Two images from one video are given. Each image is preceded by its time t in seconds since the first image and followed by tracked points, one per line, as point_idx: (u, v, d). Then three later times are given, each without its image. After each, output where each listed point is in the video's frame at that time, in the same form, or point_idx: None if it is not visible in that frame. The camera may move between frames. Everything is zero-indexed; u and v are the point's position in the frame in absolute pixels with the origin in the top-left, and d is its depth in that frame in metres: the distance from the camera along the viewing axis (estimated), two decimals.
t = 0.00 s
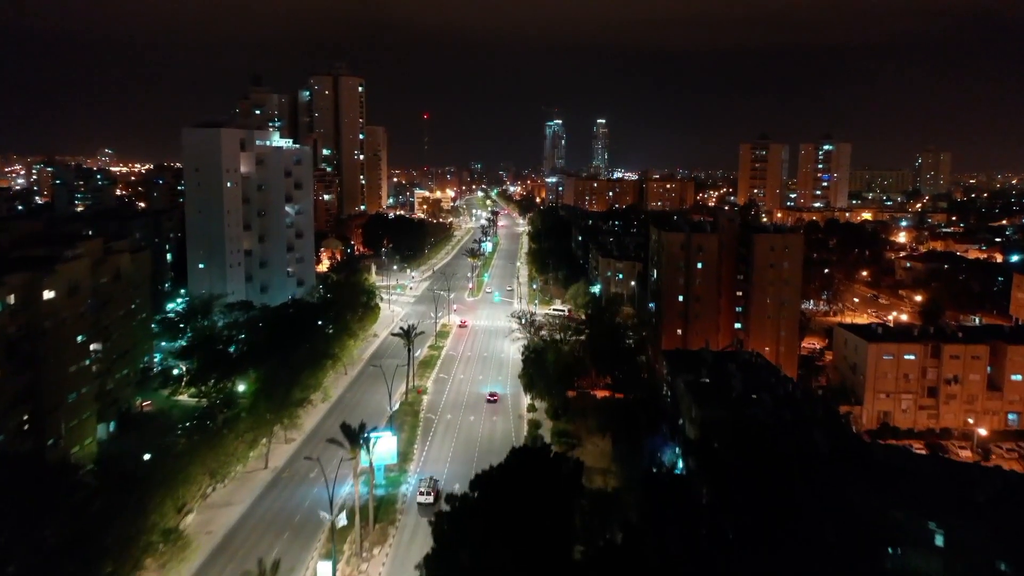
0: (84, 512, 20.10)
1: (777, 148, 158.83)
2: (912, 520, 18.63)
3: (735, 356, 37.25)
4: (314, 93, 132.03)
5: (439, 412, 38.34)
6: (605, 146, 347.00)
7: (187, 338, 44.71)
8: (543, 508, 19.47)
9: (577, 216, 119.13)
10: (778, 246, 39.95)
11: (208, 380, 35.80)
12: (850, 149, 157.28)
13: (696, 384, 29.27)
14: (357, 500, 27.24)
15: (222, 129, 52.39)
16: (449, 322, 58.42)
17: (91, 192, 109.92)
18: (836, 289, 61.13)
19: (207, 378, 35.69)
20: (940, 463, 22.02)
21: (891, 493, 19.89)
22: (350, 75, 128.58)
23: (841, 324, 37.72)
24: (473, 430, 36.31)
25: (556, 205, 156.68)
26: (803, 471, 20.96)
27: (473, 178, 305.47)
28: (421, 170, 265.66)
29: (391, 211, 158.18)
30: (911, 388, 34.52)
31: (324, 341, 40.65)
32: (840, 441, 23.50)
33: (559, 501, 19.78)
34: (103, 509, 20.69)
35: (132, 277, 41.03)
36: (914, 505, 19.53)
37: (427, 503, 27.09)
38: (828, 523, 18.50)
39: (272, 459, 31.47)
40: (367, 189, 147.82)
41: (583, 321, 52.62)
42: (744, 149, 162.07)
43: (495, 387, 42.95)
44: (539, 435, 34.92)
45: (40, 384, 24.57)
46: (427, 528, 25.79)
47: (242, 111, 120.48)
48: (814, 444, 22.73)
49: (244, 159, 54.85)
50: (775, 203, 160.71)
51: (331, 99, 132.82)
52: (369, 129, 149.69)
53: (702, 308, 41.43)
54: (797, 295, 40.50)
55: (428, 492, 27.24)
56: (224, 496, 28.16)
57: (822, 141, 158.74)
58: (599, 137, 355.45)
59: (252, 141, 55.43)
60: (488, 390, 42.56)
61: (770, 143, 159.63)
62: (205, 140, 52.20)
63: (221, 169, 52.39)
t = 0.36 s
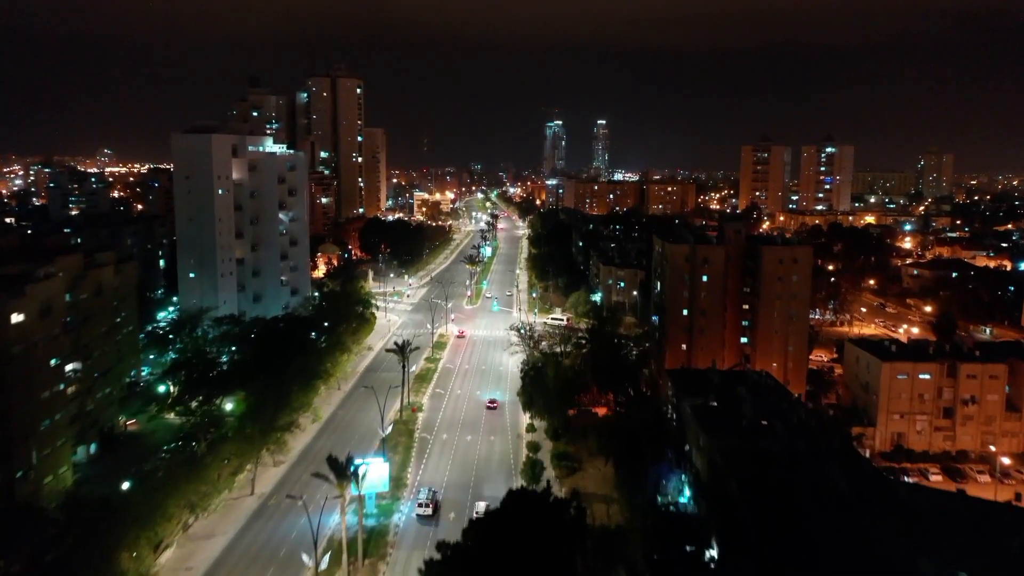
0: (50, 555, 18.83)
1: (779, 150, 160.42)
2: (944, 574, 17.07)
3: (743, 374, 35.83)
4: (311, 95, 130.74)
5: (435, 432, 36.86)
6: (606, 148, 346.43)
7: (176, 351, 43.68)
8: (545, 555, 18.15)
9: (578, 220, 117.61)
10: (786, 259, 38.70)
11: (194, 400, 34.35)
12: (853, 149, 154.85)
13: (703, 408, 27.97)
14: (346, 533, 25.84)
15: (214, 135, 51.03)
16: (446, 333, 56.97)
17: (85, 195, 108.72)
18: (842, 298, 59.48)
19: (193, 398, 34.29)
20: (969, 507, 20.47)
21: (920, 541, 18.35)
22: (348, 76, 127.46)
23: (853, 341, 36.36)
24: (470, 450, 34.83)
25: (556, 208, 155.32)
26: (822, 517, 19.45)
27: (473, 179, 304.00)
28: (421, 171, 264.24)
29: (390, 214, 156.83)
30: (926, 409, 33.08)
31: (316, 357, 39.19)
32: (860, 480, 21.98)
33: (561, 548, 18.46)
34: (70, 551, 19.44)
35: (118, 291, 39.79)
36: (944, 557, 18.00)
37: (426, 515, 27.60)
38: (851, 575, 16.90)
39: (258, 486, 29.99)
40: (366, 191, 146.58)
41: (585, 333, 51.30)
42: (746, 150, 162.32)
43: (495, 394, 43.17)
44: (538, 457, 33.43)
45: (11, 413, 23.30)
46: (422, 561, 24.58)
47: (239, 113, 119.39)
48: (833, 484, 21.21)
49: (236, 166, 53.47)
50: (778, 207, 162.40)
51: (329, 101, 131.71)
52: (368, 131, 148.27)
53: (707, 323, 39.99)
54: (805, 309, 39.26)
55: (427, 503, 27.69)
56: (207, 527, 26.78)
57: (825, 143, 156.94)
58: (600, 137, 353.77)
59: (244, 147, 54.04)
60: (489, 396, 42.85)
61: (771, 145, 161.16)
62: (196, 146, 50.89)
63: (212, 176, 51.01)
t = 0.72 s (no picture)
0: None
1: (781, 152, 159.41)
2: None
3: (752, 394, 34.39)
4: (310, 97, 129.57)
5: (430, 453, 35.39)
6: (607, 149, 345.37)
7: (163, 364, 44.25)
8: None
9: (579, 224, 116.00)
10: (796, 272, 37.31)
11: (178, 422, 33.00)
12: (856, 152, 154.09)
13: (712, 434, 26.61)
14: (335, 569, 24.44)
15: (205, 141, 49.58)
16: (444, 344, 55.53)
17: (80, 198, 107.39)
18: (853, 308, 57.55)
19: (177, 418, 32.94)
20: (1001, 549, 19.06)
21: None
22: (346, 78, 126.30)
23: (866, 359, 34.99)
24: (467, 473, 33.31)
25: (557, 211, 154.17)
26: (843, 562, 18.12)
27: (473, 181, 302.63)
28: (421, 172, 263.07)
29: (389, 216, 155.47)
30: (944, 431, 31.70)
31: (308, 374, 37.80)
32: (881, 517, 20.62)
33: None
34: None
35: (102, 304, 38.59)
36: None
37: (425, 525, 27.65)
38: None
39: (244, 514, 28.64)
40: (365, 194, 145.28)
41: (587, 345, 49.99)
42: (748, 152, 161.96)
43: (495, 399, 43.41)
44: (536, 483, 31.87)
45: None
46: None
47: (236, 115, 118.34)
48: (853, 523, 19.85)
49: (228, 172, 52.08)
50: (780, 209, 160.63)
51: (327, 102, 130.48)
52: (366, 133, 146.62)
53: (714, 338, 38.49)
54: (816, 325, 37.87)
55: (427, 514, 27.81)
56: (188, 561, 25.41)
57: (828, 146, 155.67)
58: (601, 138, 352.41)
59: (237, 153, 52.58)
60: (489, 401, 43.11)
61: (773, 149, 161.01)
62: (187, 152, 49.48)
63: (203, 183, 49.66)
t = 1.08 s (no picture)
0: None
1: (784, 154, 158.43)
2: None
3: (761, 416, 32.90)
4: (308, 98, 128.16)
5: (427, 475, 33.91)
6: (607, 150, 344.21)
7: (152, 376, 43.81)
8: None
9: (580, 228, 114.46)
10: (807, 286, 35.99)
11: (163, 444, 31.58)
12: (859, 155, 152.67)
13: (723, 462, 25.24)
14: None
15: (197, 148, 48.27)
16: (442, 355, 54.08)
17: (75, 201, 105.90)
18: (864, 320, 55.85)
19: (162, 441, 31.54)
20: None
21: None
22: (345, 80, 124.94)
23: (881, 378, 33.57)
24: (465, 498, 31.75)
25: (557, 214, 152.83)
26: None
27: (473, 182, 301.02)
28: (421, 174, 261.88)
29: (388, 219, 154.01)
30: (964, 456, 30.26)
31: (300, 392, 36.38)
32: (908, 559, 19.19)
33: None
34: None
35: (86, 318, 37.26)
36: None
37: (427, 537, 27.84)
38: None
39: (229, 546, 27.23)
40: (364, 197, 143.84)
41: (589, 357, 48.57)
42: (749, 154, 161.95)
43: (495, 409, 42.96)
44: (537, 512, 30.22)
45: None
46: None
47: (233, 117, 117.14)
48: (878, 567, 18.45)
49: (220, 179, 50.72)
50: (782, 212, 157.33)
51: (326, 104, 129.07)
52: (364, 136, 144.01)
53: (722, 354, 37.07)
54: (828, 341, 36.47)
55: (428, 526, 27.99)
56: None
57: (830, 148, 154.17)
58: (602, 138, 351.18)
59: (229, 159, 51.24)
60: (489, 407, 43.44)
61: (775, 150, 160.21)
62: (178, 159, 48.14)
63: (194, 190, 48.24)
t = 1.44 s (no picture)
0: None
1: (787, 157, 157.17)
2: None
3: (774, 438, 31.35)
4: (306, 100, 126.58)
5: (425, 499, 32.44)
6: (609, 151, 342.78)
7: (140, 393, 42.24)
8: None
9: (581, 232, 112.77)
10: (820, 300, 34.62)
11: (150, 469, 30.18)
12: (862, 157, 150.76)
13: (738, 493, 23.83)
14: None
15: (188, 154, 46.83)
16: (441, 366, 52.63)
17: (69, 205, 104.40)
18: (874, 331, 54.37)
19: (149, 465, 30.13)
20: None
21: None
22: (343, 81, 123.55)
23: (899, 398, 32.17)
24: (463, 525, 30.27)
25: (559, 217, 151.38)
26: None
27: (473, 183, 299.42)
28: (421, 174, 260.43)
29: (387, 221, 152.44)
30: (987, 482, 28.83)
31: (292, 411, 34.98)
32: None
33: None
34: None
35: (70, 333, 36.02)
36: None
37: (429, 547, 27.96)
38: None
39: None
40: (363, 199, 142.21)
41: (593, 371, 47.18)
42: (752, 155, 160.69)
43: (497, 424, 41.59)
44: (539, 543, 28.70)
45: None
46: None
47: (230, 119, 115.92)
48: None
49: (213, 186, 49.37)
50: (785, 215, 158.19)
51: (324, 106, 127.55)
52: (364, 137, 142.69)
53: (732, 372, 35.55)
54: (842, 358, 35.07)
55: (431, 536, 28.16)
56: None
57: (834, 150, 152.06)
58: (603, 139, 349.47)
59: (223, 166, 49.82)
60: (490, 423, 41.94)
61: (778, 152, 158.61)
62: (169, 166, 46.71)
63: (186, 198, 46.88)
